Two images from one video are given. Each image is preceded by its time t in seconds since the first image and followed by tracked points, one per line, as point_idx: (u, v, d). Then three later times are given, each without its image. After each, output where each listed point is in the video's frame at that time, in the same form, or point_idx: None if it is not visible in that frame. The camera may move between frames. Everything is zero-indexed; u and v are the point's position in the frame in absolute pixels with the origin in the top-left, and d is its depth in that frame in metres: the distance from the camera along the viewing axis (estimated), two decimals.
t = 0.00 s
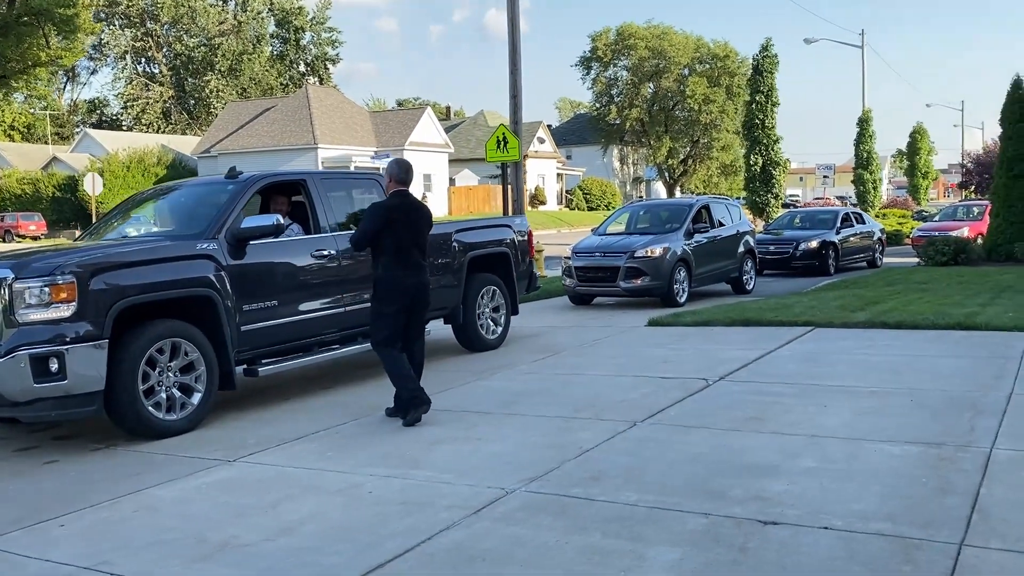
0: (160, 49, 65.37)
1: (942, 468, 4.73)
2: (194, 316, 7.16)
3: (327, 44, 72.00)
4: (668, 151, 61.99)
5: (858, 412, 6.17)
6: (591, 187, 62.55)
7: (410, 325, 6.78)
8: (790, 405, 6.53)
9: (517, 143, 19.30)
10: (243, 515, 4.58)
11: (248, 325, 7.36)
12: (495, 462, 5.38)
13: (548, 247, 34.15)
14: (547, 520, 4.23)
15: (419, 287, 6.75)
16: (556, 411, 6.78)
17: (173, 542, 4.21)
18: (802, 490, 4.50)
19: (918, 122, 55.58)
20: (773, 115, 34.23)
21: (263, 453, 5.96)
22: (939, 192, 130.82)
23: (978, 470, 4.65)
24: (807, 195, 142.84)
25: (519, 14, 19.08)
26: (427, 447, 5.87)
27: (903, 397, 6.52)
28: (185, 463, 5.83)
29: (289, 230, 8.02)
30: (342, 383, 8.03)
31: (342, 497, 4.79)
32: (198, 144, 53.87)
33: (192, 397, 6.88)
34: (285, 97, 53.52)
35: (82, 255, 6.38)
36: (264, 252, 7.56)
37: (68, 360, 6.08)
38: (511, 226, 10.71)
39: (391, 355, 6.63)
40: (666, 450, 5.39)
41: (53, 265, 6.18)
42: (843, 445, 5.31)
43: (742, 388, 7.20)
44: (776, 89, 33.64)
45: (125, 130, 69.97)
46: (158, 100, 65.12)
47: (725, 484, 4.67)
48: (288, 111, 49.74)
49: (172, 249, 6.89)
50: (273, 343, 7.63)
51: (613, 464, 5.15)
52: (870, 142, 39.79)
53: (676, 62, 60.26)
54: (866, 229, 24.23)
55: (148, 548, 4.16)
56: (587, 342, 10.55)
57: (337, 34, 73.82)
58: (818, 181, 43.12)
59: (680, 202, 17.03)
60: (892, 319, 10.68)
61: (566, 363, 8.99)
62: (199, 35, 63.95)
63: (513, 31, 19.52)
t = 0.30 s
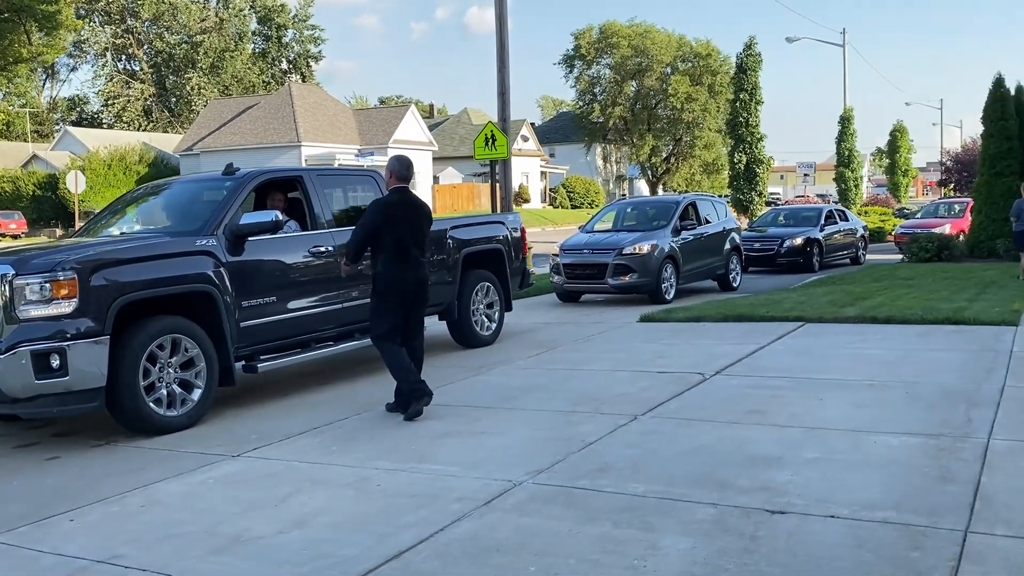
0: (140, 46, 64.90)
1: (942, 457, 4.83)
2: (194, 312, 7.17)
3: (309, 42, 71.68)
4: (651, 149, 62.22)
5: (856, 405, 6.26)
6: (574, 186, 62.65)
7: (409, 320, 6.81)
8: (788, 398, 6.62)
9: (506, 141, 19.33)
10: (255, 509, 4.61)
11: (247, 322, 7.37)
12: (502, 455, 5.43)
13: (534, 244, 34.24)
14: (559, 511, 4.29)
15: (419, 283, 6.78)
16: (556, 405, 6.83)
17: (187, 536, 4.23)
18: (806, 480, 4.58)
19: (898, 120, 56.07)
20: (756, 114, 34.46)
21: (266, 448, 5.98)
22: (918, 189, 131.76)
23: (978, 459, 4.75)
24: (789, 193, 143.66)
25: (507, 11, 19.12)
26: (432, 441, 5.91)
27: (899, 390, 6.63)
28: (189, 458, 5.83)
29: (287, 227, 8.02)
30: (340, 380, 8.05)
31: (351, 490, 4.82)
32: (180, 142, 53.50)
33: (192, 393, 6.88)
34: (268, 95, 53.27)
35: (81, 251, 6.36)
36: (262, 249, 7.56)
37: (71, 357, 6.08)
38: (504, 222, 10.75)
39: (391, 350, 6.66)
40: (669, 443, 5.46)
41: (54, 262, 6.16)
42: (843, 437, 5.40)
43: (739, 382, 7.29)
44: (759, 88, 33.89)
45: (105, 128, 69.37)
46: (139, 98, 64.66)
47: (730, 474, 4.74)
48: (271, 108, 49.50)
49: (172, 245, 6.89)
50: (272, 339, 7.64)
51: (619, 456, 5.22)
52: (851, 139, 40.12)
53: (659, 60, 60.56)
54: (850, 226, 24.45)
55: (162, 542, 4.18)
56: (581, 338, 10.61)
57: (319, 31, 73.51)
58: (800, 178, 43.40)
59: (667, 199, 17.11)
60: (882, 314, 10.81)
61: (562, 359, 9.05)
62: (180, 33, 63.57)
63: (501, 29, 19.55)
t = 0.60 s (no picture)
0: (124, 43, 64.72)
1: (943, 453, 4.87)
2: (191, 309, 7.14)
3: (295, 39, 71.36)
4: (636, 148, 62.32)
5: (854, 401, 6.31)
6: (561, 185, 62.66)
7: (408, 317, 6.79)
8: (786, 395, 6.66)
9: (496, 139, 19.29)
10: (261, 507, 4.59)
11: (245, 320, 7.35)
12: (505, 452, 5.44)
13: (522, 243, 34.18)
14: (566, 507, 4.30)
15: (417, 280, 6.76)
16: (555, 402, 6.84)
17: (193, 534, 4.22)
18: (811, 476, 4.60)
19: (882, 120, 56.35)
20: (743, 113, 34.57)
21: (267, 446, 5.96)
22: (902, 188, 132.35)
23: (979, 455, 4.79)
24: (772, 193, 144.33)
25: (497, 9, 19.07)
26: (433, 439, 5.90)
27: (896, 387, 6.67)
28: (189, 457, 5.80)
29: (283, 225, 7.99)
30: (337, 378, 8.04)
31: (356, 487, 4.81)
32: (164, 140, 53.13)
33: (190, 391, 6.85)
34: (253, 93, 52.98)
35: (79, 249, 6.33)
36: (259, 247, 7.53)
37: (69, 355, 6.04)
38: (498, 220, 10.74)
39: (392, 348, 6.64)
40: (671, 439, 5.48)
41: (51, 259, 6.12)
42: (844, 432, 5.43)
43: (736, 379, 7.32)
44: (746, 87, 33.99)
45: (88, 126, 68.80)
46: (123, 95, 64.21)
47: (735, 470, 4.77)
48: (257, 106, 49.24)
49: (170, 243, 6.85)
50: (270, 336, 7.62)
51: (623, 453, 5.23)
52: (836, 139, 40.31)
53: (645, 59, 60.63)
54: (836, 225, 24.59)
55: (169, 540, 4.16)
56: (575, 336, 10.62)
57: (304, 29, 73.19)
58: (784, 178, 43.57)
59: (656, 198, 17.15)
60: (874, 312, 10.88)
61: (558, 357, 9.06)
62: (165, 30, 63.15)
63: (491, 27, 19.51)
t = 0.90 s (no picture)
0: (108, 41, 64.26)
1: (945, 453, 4.90)
2: (188, 309, 7.10)
3: (280, 38, 71.05)
4: (622, 148, 62.43)
5: (851, 401, 6.34)
6: (547, 184, 62.68)
7: (408, 317, 6.78)
8: (783, 395, 6.69)
9: (487, 138, 19.27)
10: (263, 509, 4.57)
11: (241, 320, 7.31)
12: (507, 453, 5.43)
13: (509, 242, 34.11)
14: (573, 509, 4.29)
15: (417, 280, 6.75)
16: (554, 402, 6.85)
17: (197, 537, 4.18)
18: (815, 476, 4.62)
19: (867, 122, 56.62)
20: (730, 114, 34.67)
21: (267, 448, 5.93)
22: (884, 189, 133.22)
23: (981, 455, 4.82)
24: (757, 194, 145.29)
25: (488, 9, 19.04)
26: (435, 440, 5.89)
27: (893, 387, 6.72)
28: (190, 458, 5.76)
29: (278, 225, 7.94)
30: (333, 378, 8.01)
31: (360, 489, 4.79)
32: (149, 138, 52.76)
33: (187, 392, 6.81)
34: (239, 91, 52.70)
35: (76, 249, 6.27)
36: (255, 247, 7.49)
37: (65, 356, 5.98)
38: (492, 220, 10.74)
39: (392, 348, 6.64)
40: (673, 439, 5.49)
41: (47, 259, 6.07)
42: (845, 433, 5.46)
43: (733, 380, 7.34)
44: (733, 88, 34.06)
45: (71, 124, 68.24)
46: (107, 93, 63.78)
47: (740, 471, 4.78)
48: (243, 104, 48.98)
49: (167, 243, 6.80)
50: (266, 337, 7.58)
51: (626, 454, 5.24)
52: (822, 140, 40.51)
53: (631, 60, 60.76)
54: (822, 225, 24.73)
55: (173, 543, 4.13)
56: (569, 336, 10.63)
57: (290, 27, 72.87)
58: (768, 179, 43.76)
59: (646, 198, 17.19)
60: (866, 312, 10.95)
61: (554, 357, 9.06)
62: (149, 28, 62.74)
63: (482, 27, 19.49)
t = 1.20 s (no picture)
0: (93, 38, 63.89)
1: (945, 455, 4.91)
2: (182, 310, 7.04)
3: (267, 36, 70.73)
4: (610, 149, 62.50)
5: (849, 403, 6.35)
6: (536, 185, 62.67)
7: (406, 317, 6.75)
8: (780, 396, 6.69)
9: (477, 138, 19.23)
10: (263, 511, 4.53)
11: (236, 321, 7.26)
12: (507, 454, 5.41)
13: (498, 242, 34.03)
14: (576, 511, 4.27)
15: (415, 280, 6.71)
16: (551, 404, 6.83)
17: (198, 540, 4.14)
18: (818, 478, 4.62)
19: (854, 123, 56.82)
20: (719, 115, 34.73)
21: (263, 449, 5.88)
22: (868, 193, 133.93)
23: (981, 457, 4.83)
24: (743, 194, 145.71)
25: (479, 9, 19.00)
26: (433, 441, 5.85)
27: (890, 389, 6.73)
28: (186, 460, 5.71)
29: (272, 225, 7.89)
30: (327, 379, 7.97)
31: (360, 491, 4.75)
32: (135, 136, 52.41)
33: (181, 393, 6.75)
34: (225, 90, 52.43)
35: (70, 248, 6.21)
36: (250, 247, 7.43)
37: (60, 357, 5.92)
38: (486, 221, 10.71)
39: (390, 348, 6.60)
40: (673, 441, 5.49)
41: (42, 259, 6.00)
42: (845, 435, 5.46)
43: (730, 381, 7.33)
44: (722, 89, 34.13)
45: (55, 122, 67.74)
46: (92, 91, 63.36)
47: (742, 473, 4.77)
48: (230, 103, 48.73)
49: (161, 242, 6.74)
50: (261, 337, 7.52)
51: (627, 455, 5.22)
52: (809, 142, 40.70)
53: (619, 61, 60.85)
54: (811, 227, 24.80)
55: (173, 546, 4.09)
56: (563, 337, 10.61)
57: (276, 26, 72.56)
58: (755, 180, 43.86)
59: (636, 199, 17.19)
60: (858, 314, 10.98)
61: (549, 358, 9.04)
62: (135, 25, 62.33)
63: (473, 27, 19.45)
